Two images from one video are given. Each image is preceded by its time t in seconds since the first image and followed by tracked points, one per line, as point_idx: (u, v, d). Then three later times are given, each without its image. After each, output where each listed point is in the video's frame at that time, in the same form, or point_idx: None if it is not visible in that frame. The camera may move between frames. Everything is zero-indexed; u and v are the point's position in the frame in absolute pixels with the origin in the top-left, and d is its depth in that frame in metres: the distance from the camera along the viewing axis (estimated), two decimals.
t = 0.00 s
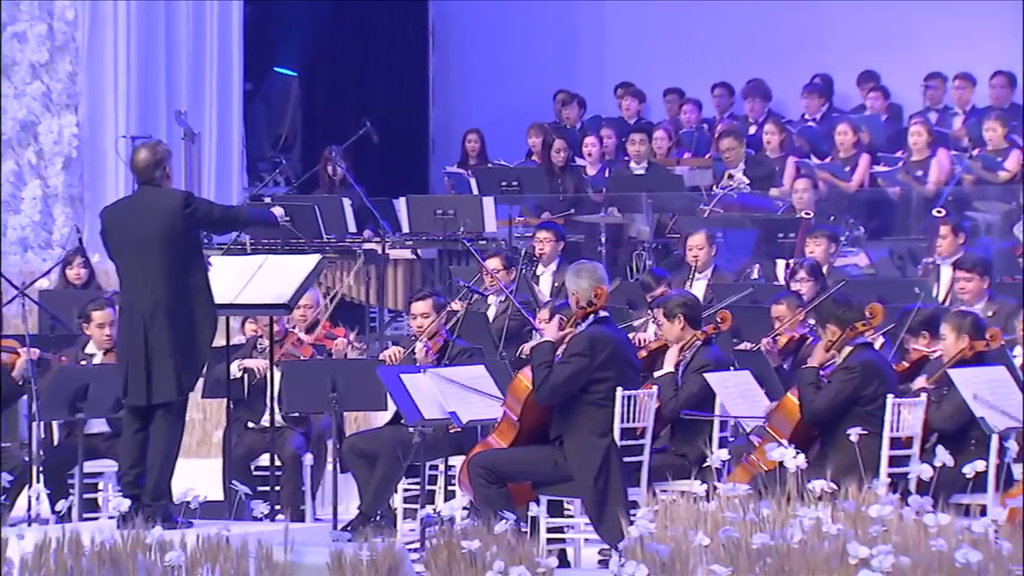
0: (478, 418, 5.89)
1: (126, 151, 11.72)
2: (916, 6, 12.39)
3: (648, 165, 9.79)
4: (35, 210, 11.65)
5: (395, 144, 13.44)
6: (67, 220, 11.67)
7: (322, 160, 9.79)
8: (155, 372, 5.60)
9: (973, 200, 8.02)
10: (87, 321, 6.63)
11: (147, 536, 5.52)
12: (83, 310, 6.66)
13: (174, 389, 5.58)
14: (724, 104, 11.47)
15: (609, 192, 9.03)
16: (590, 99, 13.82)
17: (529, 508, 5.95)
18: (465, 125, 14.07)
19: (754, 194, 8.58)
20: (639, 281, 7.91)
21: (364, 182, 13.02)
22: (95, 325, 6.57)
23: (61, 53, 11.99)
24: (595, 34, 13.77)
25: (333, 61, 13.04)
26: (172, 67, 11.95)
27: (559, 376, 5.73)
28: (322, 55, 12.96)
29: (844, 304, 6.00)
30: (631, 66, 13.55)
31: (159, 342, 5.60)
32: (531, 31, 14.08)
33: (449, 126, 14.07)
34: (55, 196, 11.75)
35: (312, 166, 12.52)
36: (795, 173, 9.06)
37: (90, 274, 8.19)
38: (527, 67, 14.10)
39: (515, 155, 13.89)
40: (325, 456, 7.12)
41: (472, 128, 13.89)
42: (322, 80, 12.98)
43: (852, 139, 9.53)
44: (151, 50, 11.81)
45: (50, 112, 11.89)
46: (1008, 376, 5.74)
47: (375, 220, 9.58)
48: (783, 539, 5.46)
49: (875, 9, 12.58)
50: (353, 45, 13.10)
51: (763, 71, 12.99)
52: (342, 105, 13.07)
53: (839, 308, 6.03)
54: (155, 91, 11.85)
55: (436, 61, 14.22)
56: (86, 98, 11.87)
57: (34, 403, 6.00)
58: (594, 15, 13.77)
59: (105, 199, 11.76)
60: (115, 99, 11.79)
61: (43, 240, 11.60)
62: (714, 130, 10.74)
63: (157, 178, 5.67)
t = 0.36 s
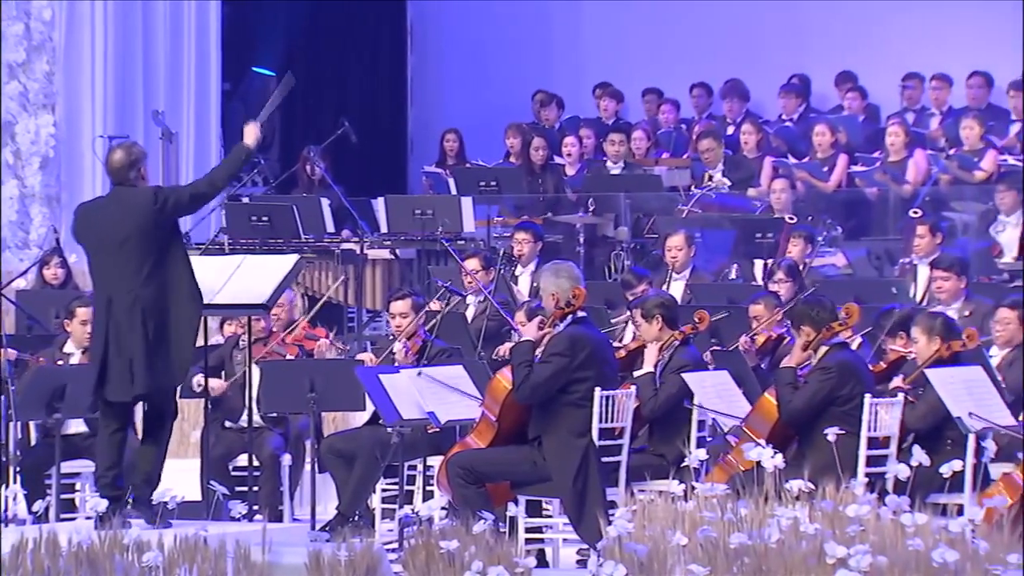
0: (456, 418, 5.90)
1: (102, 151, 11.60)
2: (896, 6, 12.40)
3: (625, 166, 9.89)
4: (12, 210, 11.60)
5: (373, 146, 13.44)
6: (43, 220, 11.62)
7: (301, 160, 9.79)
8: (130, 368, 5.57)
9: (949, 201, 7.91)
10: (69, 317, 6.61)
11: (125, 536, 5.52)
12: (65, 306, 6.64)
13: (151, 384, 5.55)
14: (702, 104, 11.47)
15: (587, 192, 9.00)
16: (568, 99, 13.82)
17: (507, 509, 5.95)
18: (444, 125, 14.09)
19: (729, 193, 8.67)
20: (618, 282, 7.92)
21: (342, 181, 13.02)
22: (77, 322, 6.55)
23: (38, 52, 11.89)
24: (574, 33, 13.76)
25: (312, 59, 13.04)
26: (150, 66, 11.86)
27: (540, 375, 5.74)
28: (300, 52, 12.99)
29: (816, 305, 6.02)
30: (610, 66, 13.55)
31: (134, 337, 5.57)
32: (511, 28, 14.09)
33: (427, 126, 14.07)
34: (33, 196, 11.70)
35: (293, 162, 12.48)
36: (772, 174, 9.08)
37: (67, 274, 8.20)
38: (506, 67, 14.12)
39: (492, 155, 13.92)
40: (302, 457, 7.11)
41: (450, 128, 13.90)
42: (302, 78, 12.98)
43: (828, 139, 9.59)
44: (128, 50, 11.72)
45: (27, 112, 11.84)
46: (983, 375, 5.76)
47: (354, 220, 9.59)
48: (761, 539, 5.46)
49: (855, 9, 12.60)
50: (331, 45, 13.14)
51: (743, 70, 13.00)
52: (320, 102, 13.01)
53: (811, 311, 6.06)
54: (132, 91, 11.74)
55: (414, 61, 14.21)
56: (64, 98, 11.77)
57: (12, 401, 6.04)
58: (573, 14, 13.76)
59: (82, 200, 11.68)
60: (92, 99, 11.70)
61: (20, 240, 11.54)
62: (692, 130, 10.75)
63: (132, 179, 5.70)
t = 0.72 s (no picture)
0: (434, 418, 5.90)
1: (78, 151, 11.46)
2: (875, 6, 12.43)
3: (608, 163, 9.87)
4: None
5: (351, 145, 13.36)
6: (19, 220, 11.55)
7: (278, 160, 9.79)
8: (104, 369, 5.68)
9: (924, 201, 8.00)
10: (44, 318, 6.69)
11: (101, 536, 5.51)
12: (39, 307, 6.72)
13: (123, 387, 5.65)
14: (679, 105, 11.49)
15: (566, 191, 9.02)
16: (545, 100, 13.83)
17: (484, 509, 5.94)
18: (421, 125, 14.04)
19: (708, 193, 8.72)
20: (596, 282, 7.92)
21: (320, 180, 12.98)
22: (51, 322, 6.66)
23: (15, 51, 11.72)
24: (550, 32, 13.76)
25: (287, 59, 13.03)
26: (125, 66, 11.68)
27: (518, 375, 5.72)
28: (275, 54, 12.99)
29: (803, 303, 5.98)
30: (585, 68, 13.54)
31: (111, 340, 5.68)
32: (495, 33, 14.07)
33: (404, 125, 14.02)
34: (9, 196, 11.62)
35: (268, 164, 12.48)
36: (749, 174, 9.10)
37: (43, 274, 8.21)
38: (483, 68, 14.11)
39: (471, 156, 13.89)
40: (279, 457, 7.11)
41: (427, 129, 13.86)
42: (278, 77, 13.01)
43: (805, 140, 9.64)
44: (104, 51, 11.57)
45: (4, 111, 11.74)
46: (959, 374, 5.77)
47: (331, 220, 9.59)
48: (737, 538, 5.47)
49: (835, 10, 12.62)
50: (310, 46, 13.11)
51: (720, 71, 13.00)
52: (295, 100, 13.07)
53: (798, 308, 6.00)
54: (108, 91, 11.59)
55: (391, 60, 14.12)
56: (40, 97, 11.65)
57: None
58: (550, 14, 13.77)
59: (59, 200, 11.57)
60: (68, 97, 11.54)
61: None
62: (669, 130, 10.77)
63: (122, 182, 5.79)
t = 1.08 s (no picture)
0: (412, 418, 5.89)
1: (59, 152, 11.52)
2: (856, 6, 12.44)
3: (596, 164, 9.80)
4: None
5: (330, 147, 13.47)
6: None
7: (257, 159, 9.82)
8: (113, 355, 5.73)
9: (902, 202, 7.93)
10: (24, 317, 6.72)
11: (80, 536, 5.50)
12: (19, 305, 6.73)
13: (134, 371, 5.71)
14: (658, 105, 11.51)
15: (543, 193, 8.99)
16: (524, 100, 13.83)
17: (463, 509, 5.93)
18: (398, 126, 14.10)
19: (685, 193, 8.77)
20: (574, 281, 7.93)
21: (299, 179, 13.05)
22: (32, 322, 6.67)
23: None
24: (530, 30, 13.77)
25: (263, 62, 13.22)
26: (103, 66, 12.01)
27: (497, 376, 5.74)
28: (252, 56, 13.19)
29: (783, 302, 6.03)
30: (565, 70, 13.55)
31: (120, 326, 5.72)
32: (473, 30, 14.11)
33: (382, 125, 14.05)
34: None
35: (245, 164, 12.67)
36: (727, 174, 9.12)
37: (21, 274, 8.20)
38: (460, 69, 14.16)
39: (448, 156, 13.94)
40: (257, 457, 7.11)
41: (405, 128, 13.92)
42: (256, 78, 13.18)
43: (783, 141, 9.69)
44: (83, 51, 11.84)
45: None
46: (936, 375, 5.79)
47: (309, 219, 9.59)
48: (716, 538, 5.47)
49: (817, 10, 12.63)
50: (289, 46, 13.34)
51: (699, 70, 13.02)
52: (274, 105, 13.26)
53: (776, 307, 6.06)
54: (87, 89, 11.89)
55: (370, 60, 14.12)
56: (18, 98, 11.59)
57: None
58: (529, 14, 13.76)
59: (39, 202, 11.65)
60: (46, 99, 11.67)
61: None
62: (647, 130, 10.79)
63: (128, 172, 5.81)
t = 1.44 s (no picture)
0: (390, 419, 5.88)
1: (32, 151, 12.28)
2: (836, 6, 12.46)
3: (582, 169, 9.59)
4: None
5: (307, 149, 13.40)
6: None
7: (234, 160, 9.81)
8: (94, 359, 5.80)
9: (879, 202, 8.03)
10: None
11: (55, 537, 5.49)
12: None
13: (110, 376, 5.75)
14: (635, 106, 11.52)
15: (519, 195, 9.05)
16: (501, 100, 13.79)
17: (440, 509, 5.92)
18: (376, 126, 13.64)
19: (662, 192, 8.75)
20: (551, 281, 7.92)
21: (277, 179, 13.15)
22: (6, 324, 6.64)
23: None
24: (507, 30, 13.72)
25: (238, 65, 13.16)
26: (77, 68, 12.53)
27: (476, 377, 5.72)
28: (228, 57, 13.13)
29: (761, 302, 5.99)
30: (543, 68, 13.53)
31: (101, 330, 5.77)
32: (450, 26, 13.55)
33: (360, 125, 13.64)
34: None
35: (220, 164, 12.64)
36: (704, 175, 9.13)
37: None
38: (438, 66, 13.62)
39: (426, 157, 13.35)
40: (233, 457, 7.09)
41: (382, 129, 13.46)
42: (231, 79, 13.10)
43: (760, 142, 9.72)
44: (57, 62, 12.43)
45: None
46: (912, 375, 5.80)
47: (287, 219, 9.58)
48: (693, 538, 5.47)
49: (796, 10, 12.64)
50: (265, 46, 13.28)
51: (679, 69, 13.00)
52: (249, 106, 13.25)
53: (755, 308, 6.02)
54: (62, 91, 12.47)
55: (348, 60, 13.66)
56: None
57: None
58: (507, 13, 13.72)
59: (13, 197, 12.47)
60: (22, 101, 12.45)
61: None
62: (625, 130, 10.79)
63: (119, 182, 5.86)
